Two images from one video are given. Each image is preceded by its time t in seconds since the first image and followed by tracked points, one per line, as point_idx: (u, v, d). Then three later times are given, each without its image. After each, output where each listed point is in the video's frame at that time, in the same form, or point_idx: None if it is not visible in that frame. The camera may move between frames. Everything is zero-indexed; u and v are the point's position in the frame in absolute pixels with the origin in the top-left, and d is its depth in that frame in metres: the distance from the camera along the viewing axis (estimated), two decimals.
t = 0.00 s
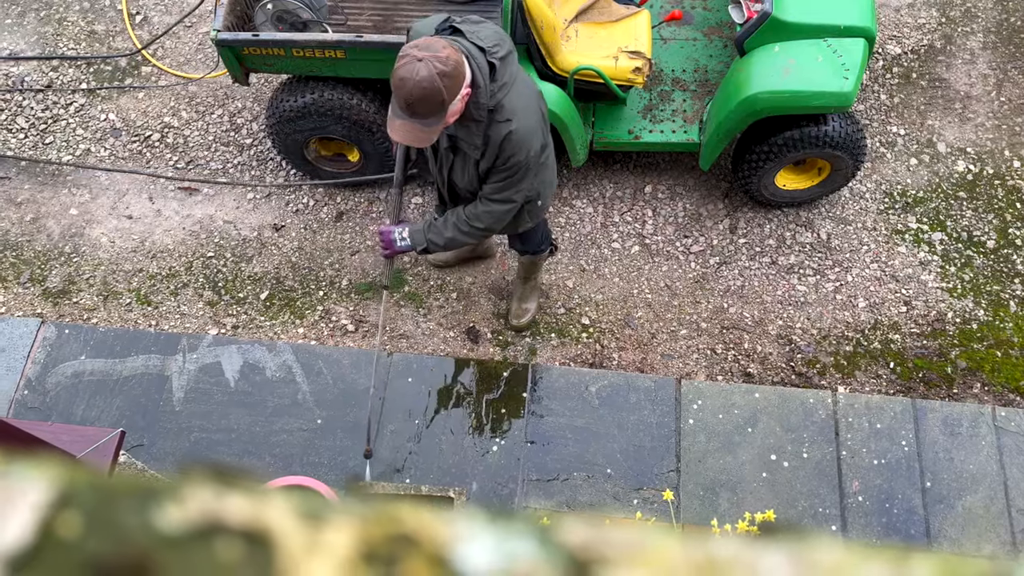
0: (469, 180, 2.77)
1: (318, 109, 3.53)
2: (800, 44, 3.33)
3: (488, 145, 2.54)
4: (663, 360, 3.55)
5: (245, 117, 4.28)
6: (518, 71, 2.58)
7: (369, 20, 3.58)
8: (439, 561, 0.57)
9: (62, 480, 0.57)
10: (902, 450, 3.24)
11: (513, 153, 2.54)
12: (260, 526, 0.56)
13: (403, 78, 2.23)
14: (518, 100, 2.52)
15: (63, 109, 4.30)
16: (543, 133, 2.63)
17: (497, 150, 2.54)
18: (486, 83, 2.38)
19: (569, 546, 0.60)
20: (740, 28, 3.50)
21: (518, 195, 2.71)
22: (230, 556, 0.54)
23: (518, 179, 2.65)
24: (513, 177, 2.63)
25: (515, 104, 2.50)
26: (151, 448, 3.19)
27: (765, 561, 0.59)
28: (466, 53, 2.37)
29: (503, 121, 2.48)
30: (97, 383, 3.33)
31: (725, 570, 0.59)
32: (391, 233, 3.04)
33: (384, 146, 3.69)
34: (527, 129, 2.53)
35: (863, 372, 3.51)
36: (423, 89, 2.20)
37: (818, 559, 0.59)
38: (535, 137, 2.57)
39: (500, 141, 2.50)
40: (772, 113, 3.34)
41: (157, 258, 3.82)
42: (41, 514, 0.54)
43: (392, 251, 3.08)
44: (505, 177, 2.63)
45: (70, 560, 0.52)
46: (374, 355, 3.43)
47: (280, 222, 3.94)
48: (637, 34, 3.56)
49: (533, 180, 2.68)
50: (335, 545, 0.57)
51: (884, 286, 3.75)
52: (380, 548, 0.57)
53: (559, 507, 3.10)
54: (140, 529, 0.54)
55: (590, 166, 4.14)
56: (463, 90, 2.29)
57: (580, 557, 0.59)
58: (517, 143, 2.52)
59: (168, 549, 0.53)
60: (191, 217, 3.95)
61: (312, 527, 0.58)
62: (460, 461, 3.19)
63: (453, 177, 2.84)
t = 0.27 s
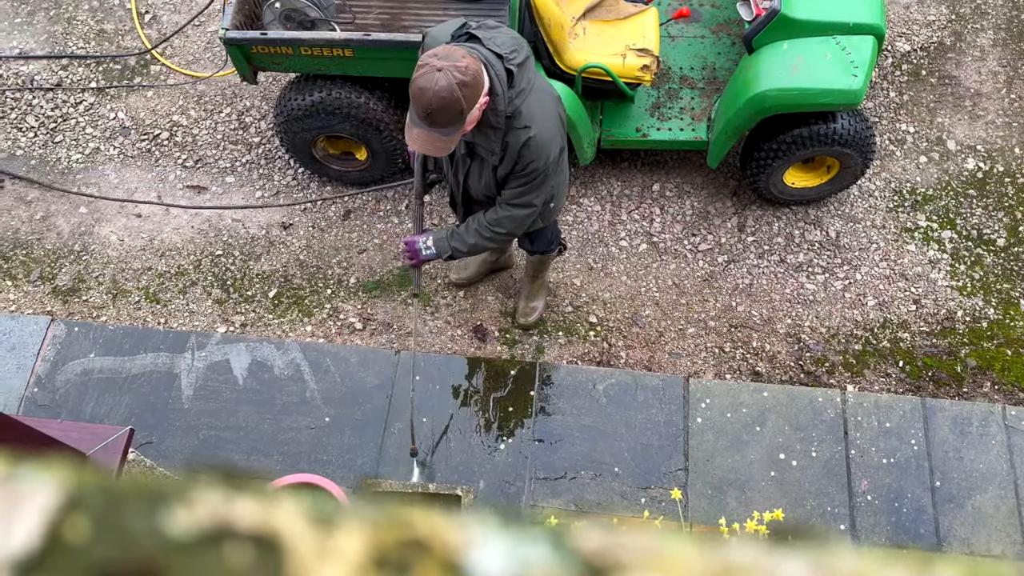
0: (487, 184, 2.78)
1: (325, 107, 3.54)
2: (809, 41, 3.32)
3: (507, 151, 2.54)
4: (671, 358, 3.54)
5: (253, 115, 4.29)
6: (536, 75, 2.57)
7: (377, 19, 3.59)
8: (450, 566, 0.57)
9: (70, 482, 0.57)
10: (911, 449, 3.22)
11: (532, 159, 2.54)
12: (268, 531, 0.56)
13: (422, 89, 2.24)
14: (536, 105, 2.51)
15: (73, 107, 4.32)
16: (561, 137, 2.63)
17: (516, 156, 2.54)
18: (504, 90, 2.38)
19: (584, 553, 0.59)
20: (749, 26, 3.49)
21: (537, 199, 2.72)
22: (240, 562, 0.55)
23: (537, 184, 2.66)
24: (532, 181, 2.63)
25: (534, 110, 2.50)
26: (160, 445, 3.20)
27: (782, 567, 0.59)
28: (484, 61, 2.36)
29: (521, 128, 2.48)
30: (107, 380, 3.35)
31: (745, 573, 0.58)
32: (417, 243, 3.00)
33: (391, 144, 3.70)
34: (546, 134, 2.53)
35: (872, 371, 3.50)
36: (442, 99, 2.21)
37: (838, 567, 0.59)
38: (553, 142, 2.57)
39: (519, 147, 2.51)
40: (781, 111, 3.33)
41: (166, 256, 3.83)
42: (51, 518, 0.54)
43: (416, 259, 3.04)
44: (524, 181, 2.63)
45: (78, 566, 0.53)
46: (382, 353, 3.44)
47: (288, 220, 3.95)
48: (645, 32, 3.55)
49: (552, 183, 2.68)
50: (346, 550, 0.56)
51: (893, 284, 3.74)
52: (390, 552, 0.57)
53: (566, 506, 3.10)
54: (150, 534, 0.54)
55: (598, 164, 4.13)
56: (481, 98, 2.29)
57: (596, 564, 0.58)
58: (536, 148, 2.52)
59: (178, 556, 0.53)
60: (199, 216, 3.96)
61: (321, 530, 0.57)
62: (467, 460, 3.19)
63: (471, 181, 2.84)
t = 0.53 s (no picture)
0: (490, 188, 2.77)
1: (335, 111, 3.55)
2: (820, 43, 3.30)
3: (511, 154, 2.53)
4: (680, 361, 3.53)
5: (263, 119, 4.31)
6: (543, 79, 2.57)
7: (387, 22, 3.59)
8: None
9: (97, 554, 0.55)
10: (924, 453, 3.20)
11: (536, 162, 2.54)
12: None
13: (428, 92, 2.24)
14: (541, 109, 2.51)
15: (84, 111, 4.35)
16: (565, 141, 2.63)
17: (520, 160, 2.54)
18: (510, 93, 2.38)
19: None
20: (759, 28, 3.48)
21: (539, 203, 2.71)
22: None
23: (540, 188, 2.65)
24: (536, 185, 2.63)
25: (539, 113, 2.49)
26: (171, 448, 3.22)
27: None
28: (490, 64, 2.36)
29: (527, 132, 2.48)
30: (118, 384, 3.36)
31: None
32: (411, 252, 3.01)
33: (400, 148, 3.70)
34: (550, 138, 2.53)
35: (883, 374, 3.47)
36: (447, 103, 2.20)
37: None
38: (558, 146, 2.57)
39: (523, 151, 2.50)
40: (792, 113, 3.31)
41: (176, 259, 3.86)
42: None
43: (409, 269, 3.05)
44: (527, 185, 2.63)
45: None
46: (391, 356, 3.44)
47: (298, 223, 3.96)
48: (655, 35, 3.55)
49: (555, 186, 2.68)
50: None
51: (904, 286, 3.71)
52: None
53: (576, 509, 3.09)
54: None
55: (607, 167, 4.12)
56: (487, 101, 2.29)
57: None
58: (541, 152, 2.52)
59: None
60: (210, 219, 3.98)
61: None
62: (477, 463, 3.19)
63: (475, 185, 2.84)
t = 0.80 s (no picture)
0: (496, 196, 2.76)
1: (345, 115, 3.55)
2: (833, 43, 3.27)
3: (516, 162, 2.52)
4: (693, 364, 3.51)
5: (274, 123, 4.32)
6: (549, 86, 2.56)
7: (397, 26, 3.59)
8: None
9: None
10: (939, 457, 3.17)
11: (540, 171, 2.53)
12: None
13: (430, 101, 2.24)
14: (547, 117, 2.50)
15: (96, 117, 4.37)
16: (571, 150, 2.62)
17: (525, 168, 2.53)
18: (515, 100, 2.37)
19: None
20: (771, 28, 3.45)
21: (543, 211, 2.70)
22: None
23: (544, 196, 2.64)
24: (540, 193, 2.61)
25: (544, 121, 2.48)
26: (184, 453, 3.23)
27: None
28: (495, 71, 2.35)
29: (532, 139, 2.47)
30: (131, 389, 3.38)
31: None
32: (418, 265, 2.94)
33: (411, 151, 3.70)
34: (555, 146, 2.52)
35: (898, 376, 3.44)
36: (449, 111, 2.20)
37: None
38: (564, 154, 2.55)
39: (528, 158, 2.49)
40: (804, 114, 3.29)
41: (188, 264, 3.87)
42: None
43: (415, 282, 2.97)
44: (532, 193, 2.61)
45: None
46: (403, 360, 3.44)
47: (309, 227, 3.97)
48: (666, 36, 3.52)
49: (561, 194, 2.66)
50: None
51: (919, 288, 3.68)
52: None
53: (589, 514, 3.08)
54: None
55: (618, 168, 4.11)
56: (491, 109, 2.28)
57: None
58: (546, 160, 2.51)
59: None
60: (221, 223, 3.99)
61: None
62: (489, 467, 3.18)
63: (481, 192, 2.83)
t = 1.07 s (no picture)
0: (502, 196, 2.75)
1: (346, 114, 3.54)
2: (835, 37, 3.25)
3: (521, 162, 2.51)
4: (697, 360, 3.51)
5: (275, 122, 4.31)
6: (550, 84, 2.54)
7: (397, 23, 3.57)
8: None
9: None
10: (945, 451, 3.16)
11: (546, 169, 2.51)
12: None
13: (431, 104, 2.23)
14: (549, 116, 2.49)
15: (97, 117, 4.36)
16: (575, 147, 2.60)
17: (530, 167, 2.51)
18: (517, 100, 2.36)
19: None
20: (773, 22, 3.43)
21: (551, 209, 2.68)
22: None
23: (551, 194, 2.62)
24: (548, 191, 2.60)
25: (547, 119, 2.47)
26: (190, 454, 3.23)
27: None
28: (496, 71, 2.34)
29: (535, 138, 2.45)
30: (136, 390, 3.38)
31: None
32: (429, 267, 3.00)
33: (413, 149, 3.69)
34: (559, 144, 2.50)
35: (903, 371, 3.43)
36: (451, 114, 2.19)
37: None
38: (568, 151, 2.54)
39: (533, 157, 2.48)
40: (807, 108, 3.27)
41: (191, 264, 3.87)
42: None
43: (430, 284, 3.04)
44: (538, 191, 2.60)
45: None
46: (407, 359, 3.44)
47: (312, 226, 3.96)
48: (668, 30, 3.50)
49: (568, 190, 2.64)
50: None
51: (924, 281, 3.67)
52: None
53: (594, 511, 3.08)
54: None
55: (621, 164, 4.09)
56: (492, 110, 2.27)
57: None
58: (551, 158, 2.49)
59: None
60: (224, 223, 3.99)
61: None
62: (494, 465, 3.18)
63: (486, 192, 2.82)
